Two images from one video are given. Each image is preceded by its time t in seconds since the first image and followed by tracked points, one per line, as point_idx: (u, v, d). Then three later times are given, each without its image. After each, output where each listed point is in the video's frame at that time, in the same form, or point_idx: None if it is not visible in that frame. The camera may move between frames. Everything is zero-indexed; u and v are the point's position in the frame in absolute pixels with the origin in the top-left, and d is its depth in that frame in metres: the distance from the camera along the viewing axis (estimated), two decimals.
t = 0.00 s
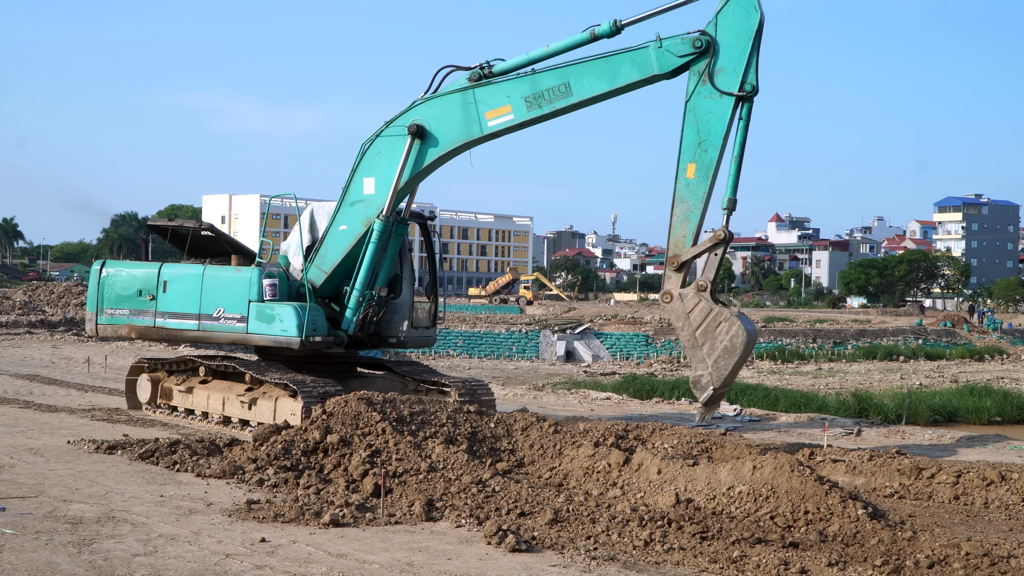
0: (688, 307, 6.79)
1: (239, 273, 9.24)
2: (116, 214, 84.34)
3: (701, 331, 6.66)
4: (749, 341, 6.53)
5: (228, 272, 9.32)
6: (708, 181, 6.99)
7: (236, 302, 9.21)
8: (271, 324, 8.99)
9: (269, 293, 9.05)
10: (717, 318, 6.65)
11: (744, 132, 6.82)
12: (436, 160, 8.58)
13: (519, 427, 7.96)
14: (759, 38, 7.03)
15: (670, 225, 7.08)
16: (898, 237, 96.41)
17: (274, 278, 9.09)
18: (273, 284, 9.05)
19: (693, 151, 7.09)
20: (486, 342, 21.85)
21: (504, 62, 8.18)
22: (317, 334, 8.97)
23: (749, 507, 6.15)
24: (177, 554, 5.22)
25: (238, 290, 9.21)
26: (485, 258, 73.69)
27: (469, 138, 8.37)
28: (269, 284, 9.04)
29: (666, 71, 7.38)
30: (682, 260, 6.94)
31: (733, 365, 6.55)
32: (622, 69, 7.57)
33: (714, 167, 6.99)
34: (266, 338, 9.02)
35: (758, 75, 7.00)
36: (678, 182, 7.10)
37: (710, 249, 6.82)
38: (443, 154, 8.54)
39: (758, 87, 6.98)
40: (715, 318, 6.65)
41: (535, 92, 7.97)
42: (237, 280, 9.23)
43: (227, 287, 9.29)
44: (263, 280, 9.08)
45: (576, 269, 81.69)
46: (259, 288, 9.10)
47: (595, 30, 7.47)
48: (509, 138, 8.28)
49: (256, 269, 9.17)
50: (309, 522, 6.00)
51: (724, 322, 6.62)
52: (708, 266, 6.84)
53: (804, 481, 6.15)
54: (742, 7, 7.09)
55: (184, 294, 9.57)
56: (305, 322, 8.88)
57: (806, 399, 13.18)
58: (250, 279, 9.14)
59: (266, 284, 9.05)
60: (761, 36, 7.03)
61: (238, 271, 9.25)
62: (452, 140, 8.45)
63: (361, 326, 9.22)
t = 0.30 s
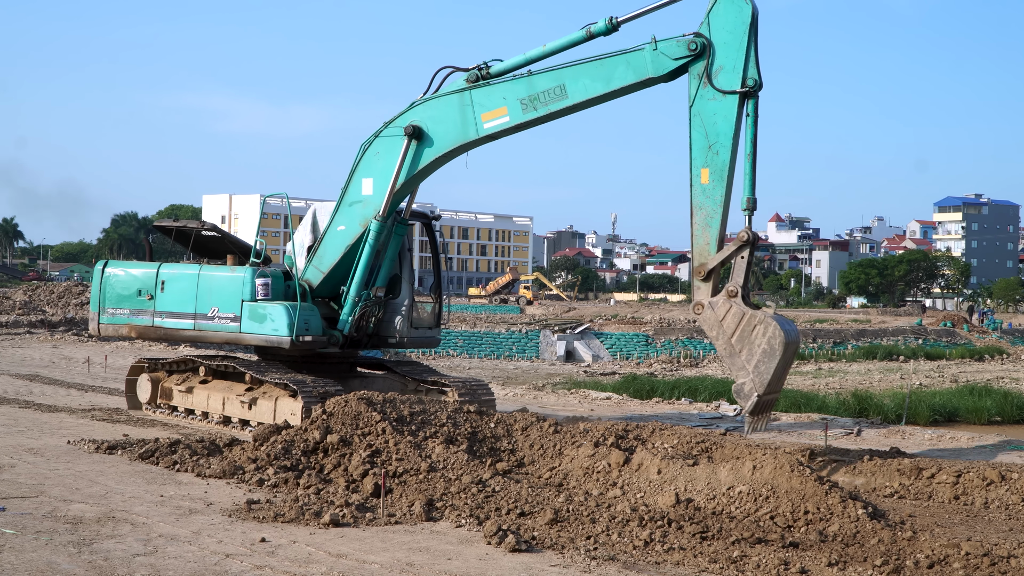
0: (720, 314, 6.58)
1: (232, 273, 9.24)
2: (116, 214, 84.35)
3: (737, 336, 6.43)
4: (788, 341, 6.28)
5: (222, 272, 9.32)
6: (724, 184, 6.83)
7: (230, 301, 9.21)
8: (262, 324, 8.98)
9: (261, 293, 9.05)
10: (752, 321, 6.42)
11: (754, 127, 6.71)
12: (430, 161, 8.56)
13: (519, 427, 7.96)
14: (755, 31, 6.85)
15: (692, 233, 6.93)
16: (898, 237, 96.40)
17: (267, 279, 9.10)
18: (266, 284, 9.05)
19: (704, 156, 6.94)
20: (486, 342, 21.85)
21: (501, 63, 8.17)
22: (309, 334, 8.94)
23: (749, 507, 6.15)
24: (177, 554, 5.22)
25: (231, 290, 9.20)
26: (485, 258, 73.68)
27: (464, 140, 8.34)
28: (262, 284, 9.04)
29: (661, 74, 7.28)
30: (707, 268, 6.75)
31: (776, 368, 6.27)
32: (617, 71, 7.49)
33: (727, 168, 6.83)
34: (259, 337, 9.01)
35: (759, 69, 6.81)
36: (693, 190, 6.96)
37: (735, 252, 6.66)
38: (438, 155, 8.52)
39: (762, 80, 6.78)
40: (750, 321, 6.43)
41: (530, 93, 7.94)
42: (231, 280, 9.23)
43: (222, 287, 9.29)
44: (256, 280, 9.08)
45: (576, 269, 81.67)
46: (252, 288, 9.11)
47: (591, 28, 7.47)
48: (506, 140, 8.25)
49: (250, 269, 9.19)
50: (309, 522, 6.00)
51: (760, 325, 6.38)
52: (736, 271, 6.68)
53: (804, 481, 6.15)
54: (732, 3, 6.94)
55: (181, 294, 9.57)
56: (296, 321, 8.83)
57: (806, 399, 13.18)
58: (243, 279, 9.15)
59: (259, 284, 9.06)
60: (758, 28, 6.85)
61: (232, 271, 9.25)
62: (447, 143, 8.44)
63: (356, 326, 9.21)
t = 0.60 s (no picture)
0: (739, 333, 6.49)
1: (227, 272, 9.25)
2: (116, 214, 84.40)
3: (759, 355, 6.32)
4: (812, 355, 6.13)
5: (218, 272, 9.32)
6: (735, 200, 6.73)
7: (224, 301, 9.22)
8: (254, 323, 8.99)
9: (254, 293, 9.05)
10: (773, 337, 6.30)
11: (760, 137, 6.63)
12: (428, 166, 8.56)
13: (519, 427, 7.97)
14: (752, 39, 6.78)
15: (705, 252, 6.83)
16: (898, 237, 96.36)
17: (260, 278, 9.09)
18: (259, 284, 9.05)
19: (712, 172, 6.85)
20: (486, 342, 21.86)
21: (503, 71, 8.15)
22: (300, 333, 8.94)
23: (749, 507, 6.14)
24: (177, 554, 5.22)
25: (226, 290, 9.21)
26: (485, 258, 73.68)
27: (462, 146, 8.32)
28: (255, 284, 9.04)
29: (660, 88, 7.18)
30: (725, 287, 6.67)
31: (800, 384, 6.14)
32: (614, 83, 7.38)
33: (737, 183, 6.73)
34: (252, 337, 9.02)
35: (760, 77, 6.73)
36: (704, 208, 6.85)
37: (752, 267, 6.56)
38: (436, 160, 8.51)
39: (764, 89, 6.70)
40: (771, 338, 6.31)
41: (529, 102, 7.88)
42: (225, 280, 9.24)
43: (217, 287, 9.29)
44: (248, 280, 9.08)
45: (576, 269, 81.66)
46: (245, 288, 9.10)
47: (592, 35, 7.45)
48: (504, 148, 8.22)
49: (244, 268, 9.19)
50: (309, 522, 6.00)
51: (781, 340, 6.26)
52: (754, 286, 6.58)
53: (804, 481, 6.15)
54: (727, 13, 6.88)
55: (179, 294, 9.57)
56: (286, 321, 8.82)
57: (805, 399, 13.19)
58: (237, 279, 9.15)
59: (252, 284, 9.05)
60: (755, 36, 6.78)
61: (227, 271, 9.26)
62: (444, 149, 8.42)
63: (352, 327, 9.21)
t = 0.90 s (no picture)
0: (757, 354, 6.35)
1: (223, 272, 9.25)
2: (116, 214, 84.41)
3: (778, 375, 6.17)
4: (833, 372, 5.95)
5: (215, 272, 9.32)
6: (744, 220, 6.61)
7: (220, 301, 9.23)
8: (248, 323, 9.00)
9: (249, 293, 9.05)
10: (792, 356, 6.15)
11: (765, 154, 6.53)
12: (428, 172, 8.54)
13: (519, 427, 7.97)
14: (750, 55, 6.70)
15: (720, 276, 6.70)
16: (898, 237, 96.39)
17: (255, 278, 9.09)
18: (254, 284, 9.05)
19: (719, 193, 6.74)
20: (486, 342, 21.87)
21: (506, 80, 8.14)
22: (294, 333, 8.95)
23: (749, 507, 6.14)
24: (177, 554, 5.22)
25: (223, 290, 9.22)
26: (485, 258, 73.67)
27: (462, 155, 8.32)
28: (249, 284, 9.04)
29: (659, 108, 7.10)
30: (739, 309, 6.54)
31: (822, 404, 5.96)
32: (612, 99, 7.34)
33: (745, 203, 6.61)
34: (246, 337, 9.03)
35: (761, 93, 6.63)
36: (715, 230, 6.74)
37: (766, 286, 6.43)
38: (435, 167, 8.50)
39: (765, 105, 6.59)
40: (789, 357, 6.16)
41: (528, 114, 7.87)
42: (222, 280, 9.24)
43: (214, 287, 9.30)
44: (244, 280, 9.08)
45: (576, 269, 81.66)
46: (241, 288, 9.11)
47: (594, 47, 7.44)
48: (502, 159, 8.22)
49: (240, 268, 9.20)
50: (309, 522, 6.00)
51: (800, 359, 6.10)
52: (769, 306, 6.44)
53: (804, 481, 6.15)
54: (722, 30, 6.80)
55: (178, 294, 9.58)
56: (280, 321, 8.83)
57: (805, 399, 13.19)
58: (233, 279, 9.17)
59: (247, 284, 9.06)
60: (753, 52, 6.69)
61: (224, 271, 9.26)
62: (445, 156, 8.42)
63: (350, 327, 9.21)
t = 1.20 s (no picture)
0: (786, 352, 6.17)
1: (221, 272, 9.25)
2: (116, 214, 84.44)
3: (811, 370, 5.98)
4: (867, 361, 5.79)
5: (213, 271, 9.32)
6: (756, 219, 6.53)
7: (219, 301, 9.23)
8: (245, 322, 9.01)
9: (245, 293, 9.05)
10: (823, 349, 5.97)
11: (770, 152, 6.48)
12: (427, 174, 8.54)
13: (519, 427, 7.97)
14: (744, 57, 6.70)
15: (738, 279, 6.59)
16: (898, 237, 96.37)
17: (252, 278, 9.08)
18: (251, 283, 9.05)
19: (728, 196, 6.68)
20: (486, 342, 21.87)
21: (505, 83, 8.13)
22: (292, 332, 8.96)
23: (749, 507, 6.14)
24: (177, 554, 5.22)
25: (221, 289, 9.22)
26: (485, 258, 73.69)
27: (460, 158, 8.31)
28: (246, 284, 9.04)
29: (655, 114, 7.10)
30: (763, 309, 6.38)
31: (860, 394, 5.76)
32: (609, 105, 7.33)
33: (755, 203, 6.54)
34: (242, 337, 9.03)
35: (759, 92, 6.62)
36: (728, 234, 6.66)
37: (787, 283, 6.29)
38: (433, 169, 8.49)
39: (765, 103, 6.58)
40: (819, 350, 5.99)
41: (526, 118, 7.85)
42: (220, 279, 9.24)
43: (212, 286, 9.30)
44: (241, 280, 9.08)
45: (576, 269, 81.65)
46: (238, 288, 9.12)
47: (591, 50, 7.44)
48: (500, 162, 8.22)
49: (237, 268, 9.21)
50: (309, 522, 6.00)
51: (831, 351, 5.93)
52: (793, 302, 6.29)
53: (804, 481, 6.15)
54: (713, 34, 6.82)
55: (178, 294, 9.57)
56: (275, 321, 8.83)
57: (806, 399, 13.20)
58: (230, 278, 9.17)
59: (244, 284, 9.07)
60: (746, 53, 6.70)
61: (221, 270, 9.26)
62: (443, 158, 8.42)
63: (347, 327, 9.19)
